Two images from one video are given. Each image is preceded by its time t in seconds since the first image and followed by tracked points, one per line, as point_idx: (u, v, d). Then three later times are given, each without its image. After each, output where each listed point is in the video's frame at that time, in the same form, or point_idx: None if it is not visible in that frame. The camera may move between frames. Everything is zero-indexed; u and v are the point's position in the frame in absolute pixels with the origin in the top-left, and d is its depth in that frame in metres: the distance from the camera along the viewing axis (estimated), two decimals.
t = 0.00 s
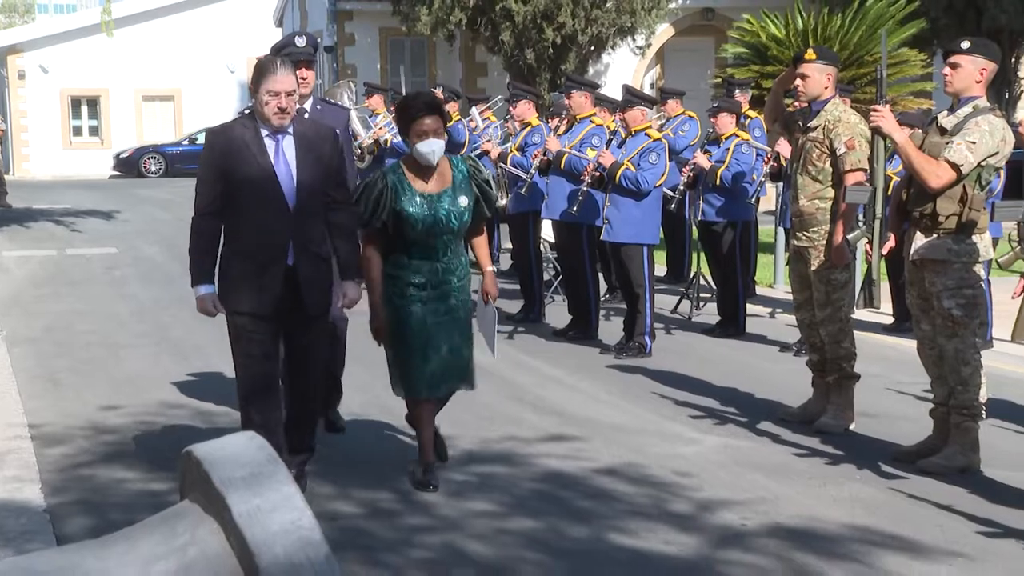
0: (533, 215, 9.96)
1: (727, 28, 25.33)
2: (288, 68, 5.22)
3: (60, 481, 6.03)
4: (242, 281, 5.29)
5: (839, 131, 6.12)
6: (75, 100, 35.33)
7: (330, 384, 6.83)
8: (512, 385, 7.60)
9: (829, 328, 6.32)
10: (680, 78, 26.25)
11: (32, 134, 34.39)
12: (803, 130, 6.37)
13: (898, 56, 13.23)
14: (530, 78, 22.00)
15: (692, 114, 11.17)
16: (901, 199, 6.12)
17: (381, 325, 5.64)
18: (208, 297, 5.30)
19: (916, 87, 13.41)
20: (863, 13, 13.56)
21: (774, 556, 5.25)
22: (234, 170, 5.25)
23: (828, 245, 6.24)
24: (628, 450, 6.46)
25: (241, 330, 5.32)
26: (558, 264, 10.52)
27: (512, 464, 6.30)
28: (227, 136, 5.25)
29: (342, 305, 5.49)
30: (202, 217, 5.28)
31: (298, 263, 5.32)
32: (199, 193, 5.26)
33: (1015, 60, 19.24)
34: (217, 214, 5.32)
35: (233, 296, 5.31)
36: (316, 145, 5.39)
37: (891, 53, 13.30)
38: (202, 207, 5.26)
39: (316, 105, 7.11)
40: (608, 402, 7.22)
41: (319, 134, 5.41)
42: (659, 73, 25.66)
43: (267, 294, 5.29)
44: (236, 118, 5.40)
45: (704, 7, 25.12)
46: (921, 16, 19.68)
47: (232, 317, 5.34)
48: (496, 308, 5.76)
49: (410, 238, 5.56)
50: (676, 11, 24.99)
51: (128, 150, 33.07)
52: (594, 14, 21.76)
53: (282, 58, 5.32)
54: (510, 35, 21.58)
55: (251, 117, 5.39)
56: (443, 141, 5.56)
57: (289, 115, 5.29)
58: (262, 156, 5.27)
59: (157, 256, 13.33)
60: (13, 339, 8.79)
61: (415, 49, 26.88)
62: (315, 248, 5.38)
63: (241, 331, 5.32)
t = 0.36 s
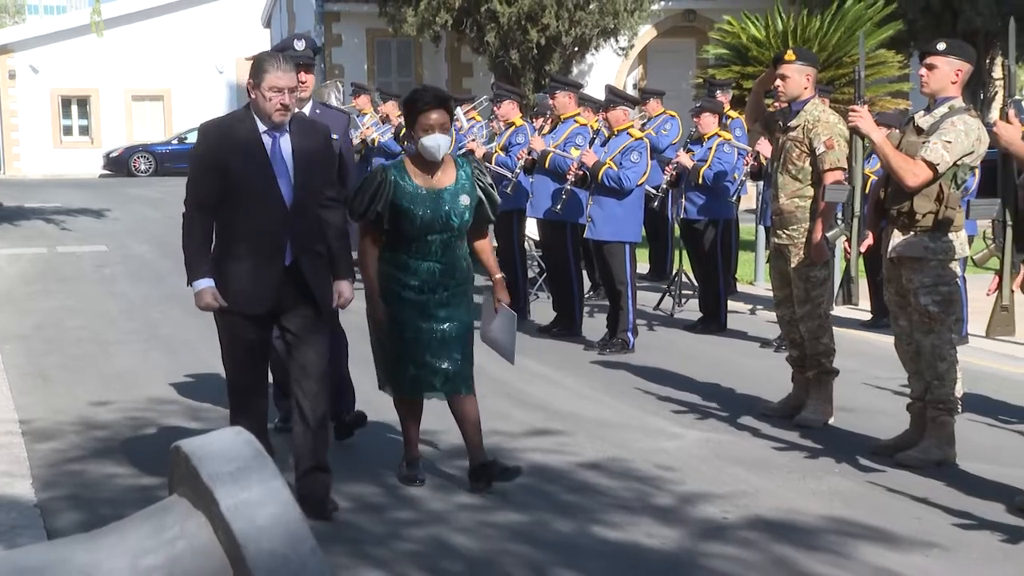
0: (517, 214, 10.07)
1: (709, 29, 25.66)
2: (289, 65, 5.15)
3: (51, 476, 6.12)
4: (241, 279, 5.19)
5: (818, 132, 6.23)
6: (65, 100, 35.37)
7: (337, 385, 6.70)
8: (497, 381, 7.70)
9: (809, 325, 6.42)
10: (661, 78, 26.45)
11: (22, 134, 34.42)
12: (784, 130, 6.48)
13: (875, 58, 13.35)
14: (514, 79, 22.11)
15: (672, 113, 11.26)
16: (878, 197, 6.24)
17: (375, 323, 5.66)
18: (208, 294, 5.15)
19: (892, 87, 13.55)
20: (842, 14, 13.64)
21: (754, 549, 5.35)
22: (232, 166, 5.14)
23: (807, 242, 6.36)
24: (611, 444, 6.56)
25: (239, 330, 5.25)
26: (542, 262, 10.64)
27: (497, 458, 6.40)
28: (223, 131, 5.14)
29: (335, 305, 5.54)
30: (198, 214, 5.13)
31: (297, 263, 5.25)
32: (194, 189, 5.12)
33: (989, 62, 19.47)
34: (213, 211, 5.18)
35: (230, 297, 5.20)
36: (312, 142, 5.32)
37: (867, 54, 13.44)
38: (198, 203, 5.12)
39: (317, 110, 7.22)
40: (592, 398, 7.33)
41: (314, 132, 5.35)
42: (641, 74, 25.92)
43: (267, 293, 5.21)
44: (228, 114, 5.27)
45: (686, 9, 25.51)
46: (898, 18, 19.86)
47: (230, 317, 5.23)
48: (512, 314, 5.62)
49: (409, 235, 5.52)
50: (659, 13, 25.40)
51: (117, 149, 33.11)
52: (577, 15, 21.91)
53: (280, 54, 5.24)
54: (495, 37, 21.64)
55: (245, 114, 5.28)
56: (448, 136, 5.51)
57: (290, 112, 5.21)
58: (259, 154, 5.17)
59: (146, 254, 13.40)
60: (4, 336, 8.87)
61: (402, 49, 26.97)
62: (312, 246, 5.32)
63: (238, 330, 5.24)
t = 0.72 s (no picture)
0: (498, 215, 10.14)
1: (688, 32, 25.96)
2: (304, 67, 5.02)
3: (40, 472, 6.20)
4: (246, 285, 5.06)
5: (795, 133, 6.36)
6: (53, 101, 35.44)
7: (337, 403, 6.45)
8: (481, 378, 7.81)
9: (786, 322, 6.54)
10: (641, 81, 26.67)
11: (9, 135, 34.46)
12: (762, 131, 6.58)
13: (850, 60, 13.43)
14: (497, 82, 22.47)
15: (649, 114, 11.23)
16: (853, 197, 6.38)
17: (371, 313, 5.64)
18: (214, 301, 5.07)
19: (868, 89, 13.68)
20: (817, 17, 13.71)
21: (731, 542, 5.47)
22: (240, 170, 5.03)
23: (784, 241, 6.48)
24: (593, 440, 6.68)
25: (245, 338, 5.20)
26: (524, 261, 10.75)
27: (481, 454, 6.50)
28: (235, 135, 5.06)
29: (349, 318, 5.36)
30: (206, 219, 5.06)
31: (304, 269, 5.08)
32: (203, 193, 5.05)
33: (962, 65, 19.72)
34: (222, 216, 5.10)
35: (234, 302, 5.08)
36: (327, 147, 5.16)
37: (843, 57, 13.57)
38: (205, 207, 5.06)
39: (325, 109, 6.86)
40: (574, 394, 7.45)
41: (330, 137, 5.20)
42: (622, 75, 26.38)
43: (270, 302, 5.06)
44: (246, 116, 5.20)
45: (666, 13, 25.90)
46: (872, 22, 20.02)
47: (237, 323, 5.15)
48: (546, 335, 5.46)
49: (422, 230, 5.44)
50: (640, 16, 25.75)
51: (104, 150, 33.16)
52: (559, 19, 22.20)
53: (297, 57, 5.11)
54: (479, 39, 22.04)
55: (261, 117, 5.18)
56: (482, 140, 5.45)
57: (306, 115, 5.09)
58: (269, 157, 5.04)
59: (135, 254, 13.48)
60: None
61: (387, 52, 27.14)
62: (322, 254, 5.14)
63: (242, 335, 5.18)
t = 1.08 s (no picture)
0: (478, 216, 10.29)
1: (662, 36, 26.34)
2: (305, 62, 5.03)
3: (24, 470, 6.29)
4: (246, 283, 5.12)
5: (767, 135, 6.47)
6: (37, 103, 35.47)
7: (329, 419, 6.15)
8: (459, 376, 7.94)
9: (758, 321, 6.68)
10: (617, 86, 27.04)
11: None
12: (734, 134, 6.73)
13: (821, 65, 13.52)
14: (475, 85, 22.96)
15: (624, 117, 11.32)
16: (823, 198, 6.51)
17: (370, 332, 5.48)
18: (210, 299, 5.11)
19: (838, 93, 13.84)
20: (787, 23, 13.83)
21: (706, 536, 5.61)
22: (243, 167, 5.08)
23: (757, 241, 6.62)
24: (569, 437, 6.81)
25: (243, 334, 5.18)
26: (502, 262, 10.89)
27: (460, 450, 6.63)
28: (237, 132, 5.10)
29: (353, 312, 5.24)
30: (208, 215, 5.11)
31: (305, 266, 5.14)
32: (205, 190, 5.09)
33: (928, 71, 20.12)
34: (224, 212, 5.14)
35: (233, 297, 5.14)
36: (329, 145, 5.22)
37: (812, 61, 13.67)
38: (207, 205, 5.10)
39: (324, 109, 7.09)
40: (551, 392, 7.58)
41: (334, 134, 5.25)
42: (598, 79, 26.79)
43: (269, 299, 5.11)
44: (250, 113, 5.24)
45: (640, 17, 26.20)
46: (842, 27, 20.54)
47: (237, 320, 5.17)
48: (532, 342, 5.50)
49: (420, 246, 5.38)
50: (615, 21, 26.00)
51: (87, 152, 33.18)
52: (536, 23, 22.51)
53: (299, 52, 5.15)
54: (456, 44, 22.38)
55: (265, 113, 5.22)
56: (465, 148, 5.36)
57: (306, 111, 5.09)
58: (271, 153, 5.10)
59: (117, 255, 13.56)
60: None
61: (367, 56, 27.37)
62: (323, 253, 5.18)
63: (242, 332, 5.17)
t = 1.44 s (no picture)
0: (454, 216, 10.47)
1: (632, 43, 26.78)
2: (293, 70, 5.09)
3: (7, 467, 6.41)
4: (240, 295, 5.10)
5: (735, 139, 6.67)
6: (17, 107, 36.24)
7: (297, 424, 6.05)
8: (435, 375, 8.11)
9: (726, 319, 6.84)
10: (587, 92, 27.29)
11: None
12: (703, 137, 6.93)
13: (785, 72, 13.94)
14: (451, 90, 23.53)
15: (597, 122, 11.58)
16: (789, 201, 6.70)
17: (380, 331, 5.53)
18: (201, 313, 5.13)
19: (802, 99, 14.32)
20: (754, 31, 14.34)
21: (676, 530, 5.78)
22: (237, 179, 5.08)
23: (724, 242, 6.78)
24: (542, 433, 6.98)
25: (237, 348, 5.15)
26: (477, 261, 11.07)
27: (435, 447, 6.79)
28: (229, 144, 5.09)
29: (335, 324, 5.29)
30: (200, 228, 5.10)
31: (304, 277, 5.17)
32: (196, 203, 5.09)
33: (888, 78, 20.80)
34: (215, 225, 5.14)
35: (231, 311, 5.13)
36: (320, 153, 5.25)
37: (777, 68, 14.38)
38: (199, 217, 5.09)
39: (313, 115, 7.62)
40: (524, 389, 7.75)
41: (323, 143, 5.29)
42: (570, 84, 26.96)
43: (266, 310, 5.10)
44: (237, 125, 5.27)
45: (610, 24, 26.82)
46: (806, 35, 21.44)
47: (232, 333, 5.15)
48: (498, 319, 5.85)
49: (403, 243, 5.49)
50: (586, 28, 26.62)
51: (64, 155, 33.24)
52: (509, 29, 23.06)
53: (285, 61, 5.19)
54: (432, 49, 23.05)
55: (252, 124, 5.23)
56: (435, 137, 5.48)
57: (294, 119, 5.14)
58: (265, 164, 5.11)
59: (97, 255, 13.68)
60: None
61: (344, 61, 27.58)
62: (316, 262, 5.22)
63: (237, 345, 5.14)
